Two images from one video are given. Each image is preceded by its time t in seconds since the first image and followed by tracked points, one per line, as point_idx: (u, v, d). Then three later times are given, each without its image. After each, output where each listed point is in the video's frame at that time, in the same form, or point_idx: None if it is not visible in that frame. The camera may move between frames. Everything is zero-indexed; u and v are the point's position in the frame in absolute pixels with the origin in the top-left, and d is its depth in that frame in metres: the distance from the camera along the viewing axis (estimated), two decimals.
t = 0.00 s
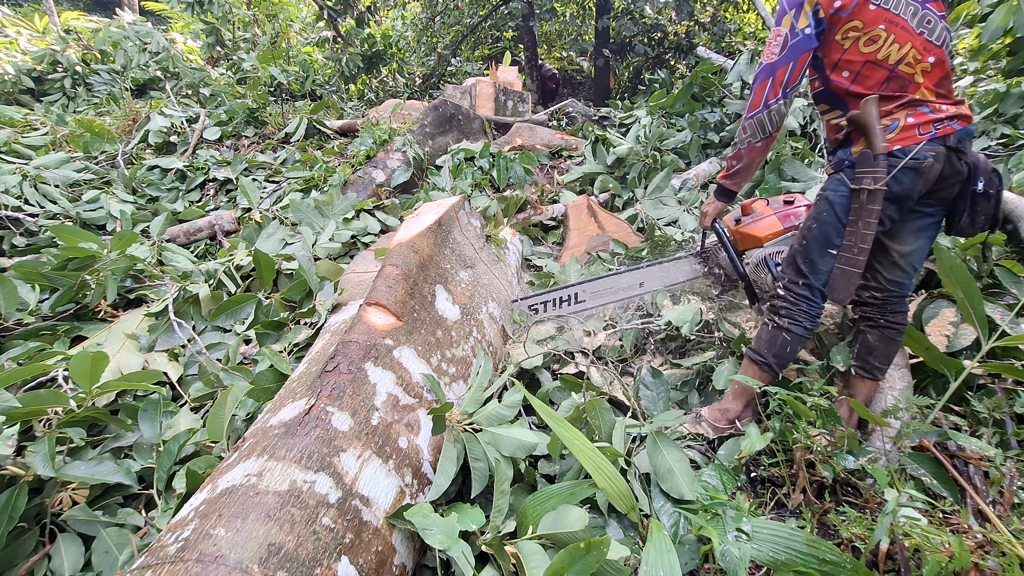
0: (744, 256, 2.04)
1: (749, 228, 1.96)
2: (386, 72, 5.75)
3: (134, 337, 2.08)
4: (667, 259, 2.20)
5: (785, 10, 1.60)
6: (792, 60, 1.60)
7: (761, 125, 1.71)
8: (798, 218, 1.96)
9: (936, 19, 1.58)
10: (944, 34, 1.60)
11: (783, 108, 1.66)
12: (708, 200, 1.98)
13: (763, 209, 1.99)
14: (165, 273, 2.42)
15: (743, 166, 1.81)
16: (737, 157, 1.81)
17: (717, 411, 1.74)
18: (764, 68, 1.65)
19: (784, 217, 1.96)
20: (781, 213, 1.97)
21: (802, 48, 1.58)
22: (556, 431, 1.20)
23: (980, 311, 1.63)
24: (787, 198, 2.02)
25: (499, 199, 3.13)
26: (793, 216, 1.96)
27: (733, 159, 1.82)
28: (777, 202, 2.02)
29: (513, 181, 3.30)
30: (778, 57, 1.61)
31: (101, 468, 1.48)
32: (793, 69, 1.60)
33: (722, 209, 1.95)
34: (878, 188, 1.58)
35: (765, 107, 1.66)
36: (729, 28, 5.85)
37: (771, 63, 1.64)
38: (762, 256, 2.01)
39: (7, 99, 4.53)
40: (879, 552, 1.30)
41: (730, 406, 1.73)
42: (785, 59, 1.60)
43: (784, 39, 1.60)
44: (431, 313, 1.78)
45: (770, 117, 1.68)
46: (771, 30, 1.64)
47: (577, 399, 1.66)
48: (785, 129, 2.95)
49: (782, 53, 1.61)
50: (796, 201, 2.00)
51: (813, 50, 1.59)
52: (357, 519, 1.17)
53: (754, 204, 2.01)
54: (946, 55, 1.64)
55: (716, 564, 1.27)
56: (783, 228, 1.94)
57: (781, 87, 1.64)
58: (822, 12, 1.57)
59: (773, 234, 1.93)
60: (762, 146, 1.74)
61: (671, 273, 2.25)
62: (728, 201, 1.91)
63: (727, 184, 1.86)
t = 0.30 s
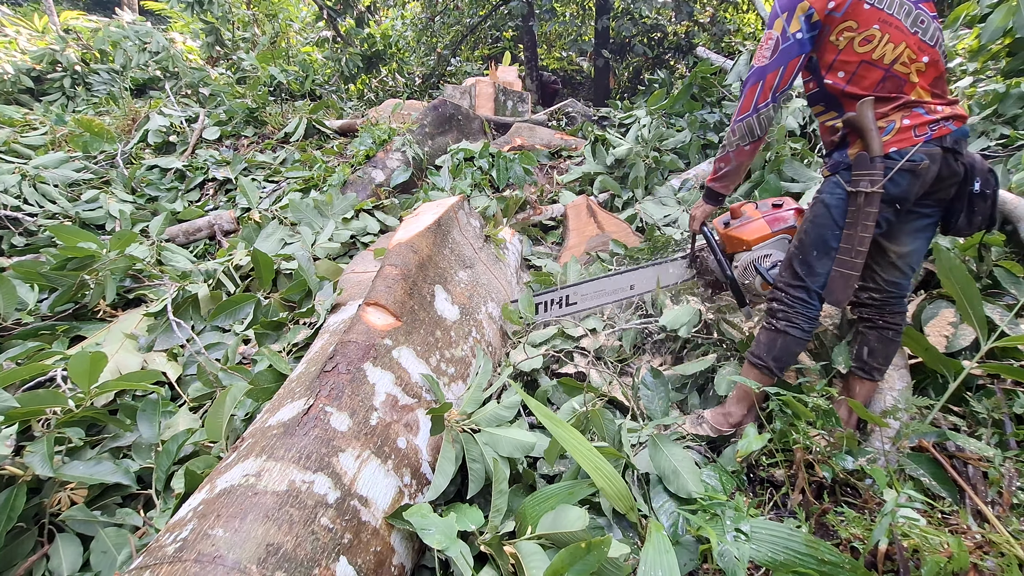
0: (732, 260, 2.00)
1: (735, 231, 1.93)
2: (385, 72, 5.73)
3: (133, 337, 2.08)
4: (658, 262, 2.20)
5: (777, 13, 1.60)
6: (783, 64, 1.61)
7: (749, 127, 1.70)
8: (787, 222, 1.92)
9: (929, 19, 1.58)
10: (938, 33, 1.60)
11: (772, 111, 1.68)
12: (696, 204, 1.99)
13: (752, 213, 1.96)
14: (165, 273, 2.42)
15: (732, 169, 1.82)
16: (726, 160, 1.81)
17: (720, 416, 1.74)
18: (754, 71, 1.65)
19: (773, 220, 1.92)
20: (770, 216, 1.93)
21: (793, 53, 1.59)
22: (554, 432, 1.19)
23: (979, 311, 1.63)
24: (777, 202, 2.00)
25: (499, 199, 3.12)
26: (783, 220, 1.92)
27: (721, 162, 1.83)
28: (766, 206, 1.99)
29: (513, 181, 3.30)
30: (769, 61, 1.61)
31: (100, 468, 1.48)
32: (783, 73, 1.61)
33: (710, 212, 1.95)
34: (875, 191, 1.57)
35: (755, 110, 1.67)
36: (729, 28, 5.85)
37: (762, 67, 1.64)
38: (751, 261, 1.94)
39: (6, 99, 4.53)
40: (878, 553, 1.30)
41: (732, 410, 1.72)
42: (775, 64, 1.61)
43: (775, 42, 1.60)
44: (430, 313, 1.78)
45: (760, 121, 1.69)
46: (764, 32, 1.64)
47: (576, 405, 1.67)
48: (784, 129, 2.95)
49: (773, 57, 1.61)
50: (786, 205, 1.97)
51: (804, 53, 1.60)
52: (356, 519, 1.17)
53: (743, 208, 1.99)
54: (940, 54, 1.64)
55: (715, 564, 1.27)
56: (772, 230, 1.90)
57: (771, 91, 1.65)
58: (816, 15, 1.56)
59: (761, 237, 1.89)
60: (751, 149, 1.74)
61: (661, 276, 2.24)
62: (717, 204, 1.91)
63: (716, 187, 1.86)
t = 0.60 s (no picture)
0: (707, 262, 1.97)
1: (708, 233, 1.90)
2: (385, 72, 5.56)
3: (132, 336, 2.08)
4: (635, 263, 2.11)
5: (762, 17, 1.58)
6: (764, 70, 1.61)
7: (727, 130, 1.72)
8: (760, 222, 1.87)
9: (919, 18, 1.56)
10: (927, 31, 1.59)
11: (751, 115, 1.70)
12: (672, 205, 1.97)
13: (726, 214, 1.93)
14: (164, 272, 2.42)
15: (708, 170, 1.82)
16: (702, 162, 1.82)
17: (720, 417, 1.74)
18: (737, 75, 1.66)
19: (746, 221, 1.88)
20: (743, 217, 1.89)
21: (775, 58, 1.59)
22: (552, 432, 1.19)
23: (977, 310, 1.63)
24: (751, 203, 1.96)
25: (498, 199, 3.12)
26: (756, 220, 1.87)
27: (698, 163, 1.83)
28: (739, 207, 1.95)
29: (512, 180, 3.29)
30: (751, 66, 1.62)
31: (99, 467, 1.48)
32: (765, 79, 1.62)
33: (686, 213, 1.94)
34: (872, 194, 1.56)
35: (734, 115, 1.70)
36: (729, 28, 5.85)
37: (743, 72, 1.64)
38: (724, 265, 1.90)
39: (5, 98, 4.53)
40: (876, 552, 1.30)
41: (732, 412, 1.72)
42: (757, 70, 1.61)
43: (758, 48, 1.60)
44: (429, 313, 1.78)
45: (738, 126, 1.71)
46: (748, 36, 1.63)
47: (576, 403, 1.66)
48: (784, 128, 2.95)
49: (755, 62, 1.61)
50: (760, 205, 1.93)
51: (786, 59, 1.59)
52: (354, 519, 1.17)
53: (718, 209, 1.96)
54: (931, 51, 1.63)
55: (714, 563, 1.27)
56: (745, 232, 1.86)
57: (751, 95, 1.67)
58: (801, 22, 1.55)
59: (735, 239, 1.86)
60: (728, 152, 1.77)
61: (639, 276, 2.17)
62: (693, 205, 1.92)
63: (692, 188, 1.88)
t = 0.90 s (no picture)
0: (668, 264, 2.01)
1: (669, 234, 1.94)
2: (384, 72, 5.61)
3: (131, 336, 2.08)
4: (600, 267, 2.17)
5: (733, 28, 1.61)
6: (734, 80, 1.66)
7: (695, 136, 1.76)
8: (718, 224, 1.91)
9: (897, 16, 1.57)
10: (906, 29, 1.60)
11: (719, 123, 1.74)
12: (634, 206, 2.01)
13: (686, 216, 1.96)
14: (163, 272, 2.42)
15: (672, 174, 1.86)
16: (667, 165, 1.85)
17: (717, 417, 1.75)
18: (708, 83, 1.70)
19: (705, 223, 1.92)
20: (702, 218, 1.93)
21: (747, 69, 1.63)
22: (555, 429, 1.19)
23: (977, 310, 1.62)
24: (709, 206, 1.99)
25: (497, 199, 3.11)
26: (714, 222, 1.91)
27: (663, 166, 1.86)
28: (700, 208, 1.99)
29: (511, 180, 3.28)
30: (721, 75, 1.66)
31: (98, 467, 1.48)
32: (735, 88, 1.66)
33: (649, 215, 1.98)
34: (861, 194, 1.56)
35: (702, 121, 1.73)
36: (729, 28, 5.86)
37: (714, 80, 1.68)
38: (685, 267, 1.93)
39: (5, 98, 4.52)
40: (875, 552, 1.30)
41: (729, 412, 1.72)
42: (727, 79, 1.66)
43: (729, 57, 1.63)
44: (428, 312, 1.78)
45: (704, 134, 1.75)
46: (721, 45, 1.66)
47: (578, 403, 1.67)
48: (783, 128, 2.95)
49: (726, 71, 1.65)
50: (718, 206, 1.97)
51: (757, 69, 1.64)
52: (353, 518, 1.17)
53: (678, 210, 1.99)
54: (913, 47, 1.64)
55: (714, 563, 1.27)
56: (703, 233, 1.90)
57: (721, 103, 1.71)
58: (772, 33, 1.58)
59: (693, 240, 1.90)
60: (692, 157, 1.80)
61: (606, 277, 2.22)
62: (655, 207, 1.95)
63: (656, 191, 1.90)
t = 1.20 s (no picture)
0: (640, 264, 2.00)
1: (639, 235, 1.94)
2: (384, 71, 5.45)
3: (131, 335, 2.07)
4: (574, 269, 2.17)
5: (707, 35, 1.62)
6: (707, 86, 1.66)
7: (667, 138, 1.76)
8: (687, 224, 1.89)
9: (873, 14, 1.57)
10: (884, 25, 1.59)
11: (690, 127, 1.74)
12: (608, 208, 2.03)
13: (657, 216, 1.96)
14: (162, 271, 2.42)
15: (643, 176, 1.88)
16: (639, 167, 1.87)
17: (716, 416, 1.75)
18: (682, 88, 1.70)
19: (675, 222, 1.91)
20: (673, 218, 1.93)
21: (720, 73, 1.63)
22: (560, 428, 1.18)
23: (977, 310, 1.62)
24: (680, 206, 1.98)
25: (497, 198, 3.10)
26: (683, 221, 1.90)
27: (635, 168, 1.89)
28: (671, 207, 1.99)
29: (511, 179, 3.27)
30: (695, 81, 1.66)
31: (97, 466, 1.47)
32: (707, 94, 1.67)
33: (622, 216, 2.01)
34: (841, 191, 1.56)
35: (676, 125, 1.73)
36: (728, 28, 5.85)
37: (689, 85, 1.68)
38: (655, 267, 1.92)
39: (4, 97, 4.51)
40: (875, 552, 1.31)
41: (726, 410, 1.72)
42: (701, 85, 1.66)
43: (703, 64, 1.64)
44: (428, 311, 1.78)
45: (677, 136, 1.75)
46: (694, 51, 1.67)
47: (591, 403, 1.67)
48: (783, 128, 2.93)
49: (700, 77, 1.65)
50: (689, 206, 1.97)
51: (731, 74, 1.63)
52: (352, 517, 1.17)
53: (650, 211, 2.00)
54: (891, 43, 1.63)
55: (713, 562, 1.27)
56: (672, 232, 1.89)
57: (696, 107, 1.70)
58: (744, 39, 1.58)
59: (663, 239, 1.89)
60: (662, 158, 1.81)
61: (584, 279, 2.22)
62: (629, 207, 1.98)
63: (628, 192, 1.93)
